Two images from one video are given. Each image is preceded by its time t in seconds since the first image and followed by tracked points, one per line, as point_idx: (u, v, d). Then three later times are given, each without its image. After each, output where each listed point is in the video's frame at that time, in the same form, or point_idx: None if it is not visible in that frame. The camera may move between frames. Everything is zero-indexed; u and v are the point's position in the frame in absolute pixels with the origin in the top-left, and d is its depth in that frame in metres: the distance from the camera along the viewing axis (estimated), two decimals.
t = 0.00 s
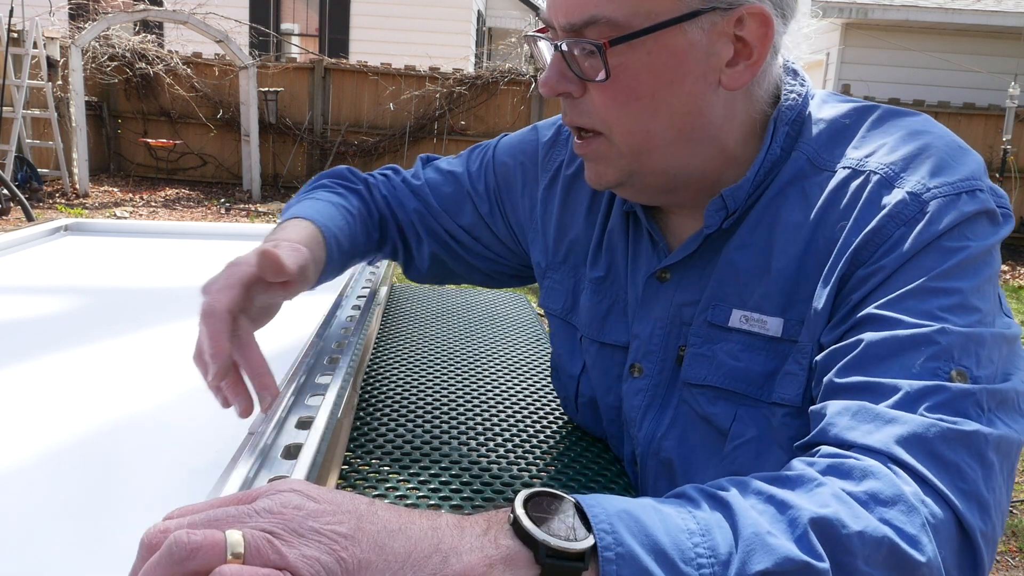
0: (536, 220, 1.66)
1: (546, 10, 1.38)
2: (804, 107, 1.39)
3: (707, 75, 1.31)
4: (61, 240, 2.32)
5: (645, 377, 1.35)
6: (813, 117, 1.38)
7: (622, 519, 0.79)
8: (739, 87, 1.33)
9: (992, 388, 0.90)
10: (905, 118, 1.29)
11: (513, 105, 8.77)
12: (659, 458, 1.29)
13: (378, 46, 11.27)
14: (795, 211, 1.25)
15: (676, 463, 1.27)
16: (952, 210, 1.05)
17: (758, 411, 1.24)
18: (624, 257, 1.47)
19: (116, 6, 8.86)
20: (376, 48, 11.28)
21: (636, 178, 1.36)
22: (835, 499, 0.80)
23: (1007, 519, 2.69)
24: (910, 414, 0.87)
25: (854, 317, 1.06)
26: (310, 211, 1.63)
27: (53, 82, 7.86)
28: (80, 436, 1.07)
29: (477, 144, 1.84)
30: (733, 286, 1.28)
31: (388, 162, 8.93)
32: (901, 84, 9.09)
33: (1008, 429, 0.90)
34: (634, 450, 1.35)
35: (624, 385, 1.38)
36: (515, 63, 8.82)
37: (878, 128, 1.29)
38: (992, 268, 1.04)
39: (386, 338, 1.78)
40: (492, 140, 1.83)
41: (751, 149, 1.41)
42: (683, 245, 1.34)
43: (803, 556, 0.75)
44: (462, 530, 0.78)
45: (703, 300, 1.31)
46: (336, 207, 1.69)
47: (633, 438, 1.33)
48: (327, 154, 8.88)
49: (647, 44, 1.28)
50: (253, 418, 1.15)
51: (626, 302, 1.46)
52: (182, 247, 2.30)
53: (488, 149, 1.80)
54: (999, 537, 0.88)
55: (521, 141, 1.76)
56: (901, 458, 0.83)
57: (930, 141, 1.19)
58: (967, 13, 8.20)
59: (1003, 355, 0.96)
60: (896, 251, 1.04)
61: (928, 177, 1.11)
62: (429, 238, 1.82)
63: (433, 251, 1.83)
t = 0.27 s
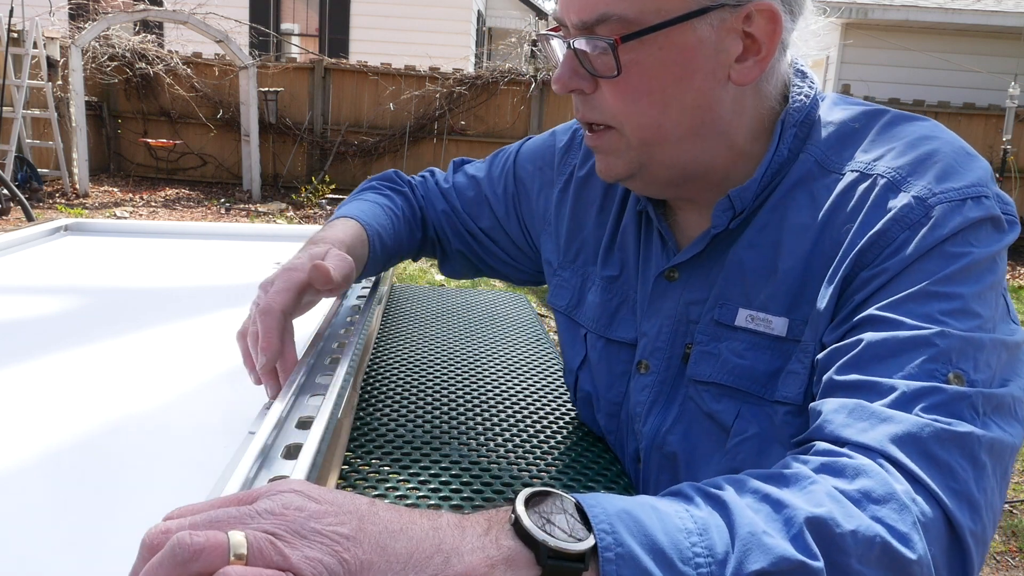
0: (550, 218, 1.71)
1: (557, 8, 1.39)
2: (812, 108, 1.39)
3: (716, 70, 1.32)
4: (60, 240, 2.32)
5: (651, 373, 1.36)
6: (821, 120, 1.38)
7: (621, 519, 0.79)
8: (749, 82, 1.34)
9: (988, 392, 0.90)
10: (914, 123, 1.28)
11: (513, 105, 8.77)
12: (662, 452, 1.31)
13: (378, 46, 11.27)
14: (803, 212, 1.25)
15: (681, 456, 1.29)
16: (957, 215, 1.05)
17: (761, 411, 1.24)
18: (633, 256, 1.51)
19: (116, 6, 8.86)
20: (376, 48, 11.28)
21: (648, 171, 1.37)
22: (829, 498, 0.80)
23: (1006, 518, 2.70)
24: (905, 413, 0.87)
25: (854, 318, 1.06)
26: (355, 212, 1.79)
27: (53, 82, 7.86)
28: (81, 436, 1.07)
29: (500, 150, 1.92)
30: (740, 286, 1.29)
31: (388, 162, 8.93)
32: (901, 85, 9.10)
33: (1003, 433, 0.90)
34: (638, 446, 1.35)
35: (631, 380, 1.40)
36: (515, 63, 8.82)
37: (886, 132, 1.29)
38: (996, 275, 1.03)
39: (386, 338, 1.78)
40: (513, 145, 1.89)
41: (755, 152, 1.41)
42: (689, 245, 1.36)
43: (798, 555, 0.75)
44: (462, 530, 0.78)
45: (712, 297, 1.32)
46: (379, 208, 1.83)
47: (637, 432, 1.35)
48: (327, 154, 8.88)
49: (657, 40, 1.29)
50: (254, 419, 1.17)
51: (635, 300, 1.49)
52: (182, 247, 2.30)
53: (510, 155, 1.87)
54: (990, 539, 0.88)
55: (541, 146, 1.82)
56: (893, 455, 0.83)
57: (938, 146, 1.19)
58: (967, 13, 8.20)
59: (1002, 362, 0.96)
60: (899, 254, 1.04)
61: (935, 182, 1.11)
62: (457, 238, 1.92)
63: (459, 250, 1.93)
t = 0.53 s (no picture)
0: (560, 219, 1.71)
1: None
2: (806, 108, 1.39)
3: (745, 50, 1.31)
4: (60, 240, 2.32)
5: (653, 369, 1.37)
6: (816, 121, 1.38)
7: (621, 516, 0.79)
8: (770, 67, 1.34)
9: (979, 390, 0.90)
10: (905, 124, 1.28)
11: (513, 105, 8.77)
12: (664, 445, 1.31)
13: (378, 46, 11.27)
14: (803, 211, 1.25)
15: (682, 450, 1.30)
16: (950, 213, 1.04)
17: (760, 406, 1.25)
18: (640, 257, 1.51)
19: (116, 7, 8.85)
20: (376, 48, 11.28)
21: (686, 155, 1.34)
22: (821, 492, 0.80)
23: (1006, 518, 2.70)
24: (896, 409, 0.87)
25: (850, 315, 1.06)
26: (362, 215, 1.80)
27: (53, 82, 7.86)
28: (81, 436, 1.07)
29: (509, 152, 1.92)
30: (742, 283, 1.29)
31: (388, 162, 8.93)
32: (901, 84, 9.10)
33: (993, 430, 0.90)
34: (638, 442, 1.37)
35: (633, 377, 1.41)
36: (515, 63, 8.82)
37: (882, 132, 1.29)
38: (992, 274, 1.02)
39: (385, 338, 1.78)
40: (522, 148, 1.89)
41: (756, 150, 1.40)
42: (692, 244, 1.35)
43: (793, 551, 0.75)
44: (462, 529, 0.78)
45: (713, 294, 1.33)
46: (388, 211, 1.85)
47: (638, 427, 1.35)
48: (327, 154, 8.88)
49: (698, 20, 1.26)
50: (255, 417, 1.17)
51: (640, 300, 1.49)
52: (182, 247, 2.30)
53: (518, 158, 1.87)
54: (979, 535, 0.87)
55: (549, 148, 1.80)
56: (884, 450, 0.83)
57: (933, 145, 1.18)
58: (967, 13, 8.20)
59: (994, 361, 0.96)
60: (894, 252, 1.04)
61: (929, 181, 1.10)
62: (465, 240, 1.94)
63: (468, 252, 1.94)
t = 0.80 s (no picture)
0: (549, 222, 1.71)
1: None
2: (787, 106, 1.40)
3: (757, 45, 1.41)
4: (60, 240, 2.32)
5: (648, 370, 1.37)
6: (800, 118, 1.39)
7: (619, 511, 0.79)
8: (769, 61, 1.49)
9: (970, 376, 0.89)
10: (890, 117, 1.28)
11: (513, 105, 8.77)
12: (660, 445, 1.31)
13: (378, 46, 11.27)
14: (791, 208, 1.25)
15: (678, 449, 1.30)
16: (937, 202, 1.04)
17: (755, 402, 1.25)
18: (630, 259, 1.52)
19: (116, 6, 8.85)
20: (376, 48, 11.28)
21: (735, 138, 1.36)
22: (815, 480, 0.80)
23: (1006, 518, 2.70)
24: (886, 395, 0.87)
25: (842, 306, 1.05)
26: (359, 213, 1.80)
27: (53, 82, 7.85)
28: (80, 436, 1.07)
29: (498, 156, 1.92)
30: (733, 281, 1.30)
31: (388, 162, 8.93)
32: (901, 84, 9.09)
33: (983, 414, 0.90)
34: (635, 443, 1.37)
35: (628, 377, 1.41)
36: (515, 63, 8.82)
37: (867, 127, 1.29)
38: (981, 260, 1.01)
39: (386, 338, 1.78)
40: (512, 153, 1.89)
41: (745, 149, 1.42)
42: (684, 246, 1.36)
43: (789, 538, 0.75)
44: (462, 528, 0.78)
45: (706, 294, 1.33)
46: (381, 212, 1.84)
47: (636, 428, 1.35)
48: (327, 154, 8.88)
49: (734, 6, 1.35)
50: (256, 417, 1.16)
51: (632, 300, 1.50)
52: (182, 247, 2.30)
53: (508, 162, 1.87)
54: (973, 518, 0.87)
55: (539, 153, 1.81)
56: (876, 435, 0.83)
57: (917, 137, 1.18)
58: (967, 13, 8.20)
59: (985, 347, 0.96)
60: (882, 244, 1.04)
61: (914, 172, 1.10)
62: (455, 243, 1.92)
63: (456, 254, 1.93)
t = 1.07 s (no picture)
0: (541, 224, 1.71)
1: None
2: (773, 107, 1.41)
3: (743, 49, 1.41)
4: (60, 240, 2.32)
5: (639, 373, 1.38)
6: (787, 119, 1.39)
7: (619, 518, 0.79)
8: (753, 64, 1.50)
9: (962, 386, 0.90)
10: (877, 118, 1.29)
11: (513, 105, 8.77)
12: (655, 447, 1.31)
13: (378, 46, 11.27)
14: (779, 209, 1.25)
15: (673, 451, 1.30)
16: (924, 205, 1.04)
17: (746, 406, 1.25)
18: (620, 262, 1.52)
19: (116, 7, 8.86)
20: (376, 48, 11.28)
21: (721, 143, 1.37)
22: (814, 492, 0.80)
23: (1006, 518, 2.70)
24: (879, 408, 0.87)
25: (832, 313, 1.06)
26: (351, 218, 1.79)
27: (53, 82, 7.85)
28: (81, 436, 1.07)
29: (488, 159, 1.92)
30: (722, 284, 1.30)
31: (388, 161, 8.93)
32: (901, 84, 9.09)
33: (976, 425, 0.90)
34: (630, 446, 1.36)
35: (619, 380, 1.41)
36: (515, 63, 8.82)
37: (852, 128, 1.29)
38: (971, 264, 1.01)
39: (386, 338, 1.78)
40: (502, 156, 1.89)
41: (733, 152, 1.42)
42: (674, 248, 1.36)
43: (787, 551, 0.75)
44: (462, 530, 0.78)
45: (696, 297, 1.33)
46: (374, 215, 1.85)
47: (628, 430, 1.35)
48: (327, 154, 8.88)
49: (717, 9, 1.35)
50: (256, 417, 1.17)
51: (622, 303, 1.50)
52: (182, 246, 2.30)
53: (499, 165, 1.87)
54: (967, 530, 0.87)
55: (529, 156, 1.81)
56: (869, 449, 0.83)
57: (903, 138, 1.19)
58: (967, 13, 8.20)
59: (978, 354, 0.96)
60: (871, 249, 1.05)
61: (901, 174, 1.10)
62: (447, 246, 1.92)
63: (449, 257, 1.93)
